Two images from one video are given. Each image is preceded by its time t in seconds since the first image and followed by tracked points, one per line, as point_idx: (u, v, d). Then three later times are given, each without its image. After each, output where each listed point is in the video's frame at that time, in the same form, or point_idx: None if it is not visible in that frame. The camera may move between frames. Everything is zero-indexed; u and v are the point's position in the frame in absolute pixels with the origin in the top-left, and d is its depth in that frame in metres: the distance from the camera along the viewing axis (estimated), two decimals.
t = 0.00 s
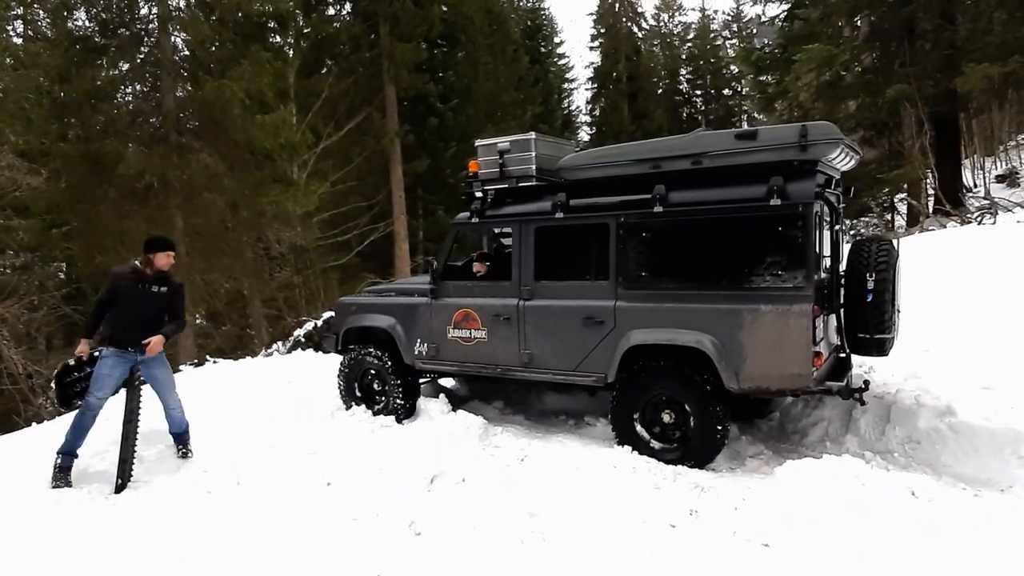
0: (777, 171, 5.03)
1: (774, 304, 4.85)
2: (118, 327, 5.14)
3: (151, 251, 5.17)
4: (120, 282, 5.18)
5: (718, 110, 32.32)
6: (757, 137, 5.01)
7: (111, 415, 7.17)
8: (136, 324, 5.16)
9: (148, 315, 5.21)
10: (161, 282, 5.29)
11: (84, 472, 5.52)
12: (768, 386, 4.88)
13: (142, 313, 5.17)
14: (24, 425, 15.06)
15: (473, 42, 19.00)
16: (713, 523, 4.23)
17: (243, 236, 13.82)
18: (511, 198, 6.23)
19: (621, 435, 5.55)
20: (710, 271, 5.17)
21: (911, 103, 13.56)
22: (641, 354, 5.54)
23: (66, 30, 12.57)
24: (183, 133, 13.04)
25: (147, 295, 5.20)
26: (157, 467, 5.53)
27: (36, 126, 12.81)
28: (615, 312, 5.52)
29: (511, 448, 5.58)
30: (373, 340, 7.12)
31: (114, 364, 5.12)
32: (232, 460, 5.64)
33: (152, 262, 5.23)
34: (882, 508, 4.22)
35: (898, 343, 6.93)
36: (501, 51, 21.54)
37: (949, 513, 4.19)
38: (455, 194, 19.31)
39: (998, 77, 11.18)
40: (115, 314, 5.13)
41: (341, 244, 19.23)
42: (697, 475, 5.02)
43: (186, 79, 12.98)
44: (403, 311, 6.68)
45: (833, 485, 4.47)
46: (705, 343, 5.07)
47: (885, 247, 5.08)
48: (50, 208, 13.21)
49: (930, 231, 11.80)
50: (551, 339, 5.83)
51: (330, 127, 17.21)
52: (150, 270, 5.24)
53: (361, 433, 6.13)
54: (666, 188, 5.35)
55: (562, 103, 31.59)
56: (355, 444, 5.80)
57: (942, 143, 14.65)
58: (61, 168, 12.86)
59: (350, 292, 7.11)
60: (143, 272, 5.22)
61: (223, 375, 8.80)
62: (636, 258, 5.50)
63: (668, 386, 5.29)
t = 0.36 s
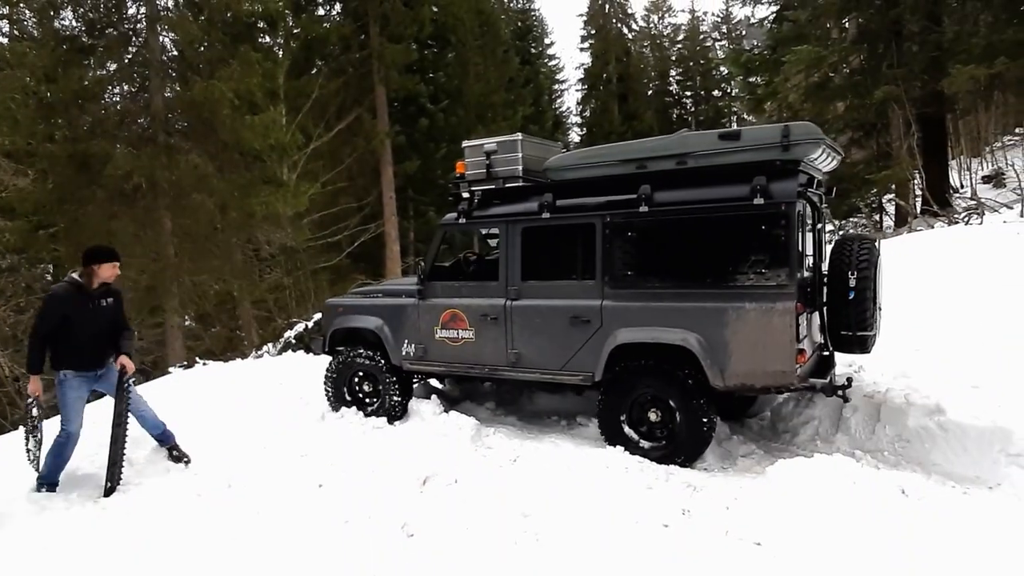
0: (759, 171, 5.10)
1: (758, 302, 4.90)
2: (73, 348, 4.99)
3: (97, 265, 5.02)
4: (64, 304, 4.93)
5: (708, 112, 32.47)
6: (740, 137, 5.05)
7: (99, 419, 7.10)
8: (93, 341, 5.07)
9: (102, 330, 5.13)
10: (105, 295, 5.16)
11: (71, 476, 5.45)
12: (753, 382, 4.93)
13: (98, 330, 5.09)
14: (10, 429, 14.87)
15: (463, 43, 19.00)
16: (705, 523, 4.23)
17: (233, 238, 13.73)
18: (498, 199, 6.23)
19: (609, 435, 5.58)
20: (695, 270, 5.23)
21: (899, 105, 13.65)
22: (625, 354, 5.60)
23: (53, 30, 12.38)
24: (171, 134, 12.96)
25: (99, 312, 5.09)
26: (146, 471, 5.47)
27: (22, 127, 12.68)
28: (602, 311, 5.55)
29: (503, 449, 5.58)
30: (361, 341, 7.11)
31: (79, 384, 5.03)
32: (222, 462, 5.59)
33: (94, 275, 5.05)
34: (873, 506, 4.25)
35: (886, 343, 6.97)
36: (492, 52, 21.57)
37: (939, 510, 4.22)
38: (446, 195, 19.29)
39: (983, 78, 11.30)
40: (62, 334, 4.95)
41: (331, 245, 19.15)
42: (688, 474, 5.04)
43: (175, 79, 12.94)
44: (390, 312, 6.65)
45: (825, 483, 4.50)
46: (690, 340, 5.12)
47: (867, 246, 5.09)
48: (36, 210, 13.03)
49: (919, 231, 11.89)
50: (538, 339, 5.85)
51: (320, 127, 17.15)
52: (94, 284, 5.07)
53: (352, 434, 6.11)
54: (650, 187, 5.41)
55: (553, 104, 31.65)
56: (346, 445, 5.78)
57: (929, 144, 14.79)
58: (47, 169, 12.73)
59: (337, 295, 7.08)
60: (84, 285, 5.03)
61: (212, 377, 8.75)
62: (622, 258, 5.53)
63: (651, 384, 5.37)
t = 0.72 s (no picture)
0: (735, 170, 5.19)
1: (734, 300, 4.97)
2: (25, 340, 4.81)
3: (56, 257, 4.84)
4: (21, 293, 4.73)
5: (691, 112, 32.68)
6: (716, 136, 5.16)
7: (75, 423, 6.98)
8: (48, 335, 4.90)
9: (57, 323, 4.95)
10: (64, 287, 4.98)
11: (46, 480, 5.36)
12: (730, 379, 5.00)
13: (54, 323, 4.91)
14: None
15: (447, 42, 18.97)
16: (687, 521, 4.26)
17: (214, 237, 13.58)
18: (477, 198, 6.23)
19: (590, 434, 5.63)
20: (672, 268, 5.29)
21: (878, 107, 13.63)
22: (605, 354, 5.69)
23: (30, 26, 12.12)
24: (151, 132, 12.78)
25: (57, 305, 4.91)
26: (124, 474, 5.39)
27: None
28: (580, 309, 5.58)
29: (488, 448, 5.58)
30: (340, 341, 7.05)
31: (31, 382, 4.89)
32: (202, 464, 5.53)
33: (53, 267, 4.86)
34: (851, 502, 4.30)
35: (866, 341, 7.04)
36: (475, 51, 21.53)
37: (916, 506, 4.28)
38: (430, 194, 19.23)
39: (960, 79, 11.47)
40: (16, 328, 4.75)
41: (314, 245, 19.02)
42: (670, 472, 5.07)
43: (154, 77, 12.76)
44: (369, 312, 6.60)
45: (805, 480, 4.54)
46: (668, 338, 5.18)
47: (840, 244, 5.15)
48: (12, 209, 12.83)
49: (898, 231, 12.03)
50: (517, 338, 5.86)
51: (303, 126, 17.02)
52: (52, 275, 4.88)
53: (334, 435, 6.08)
54: (628, 186, 5.47)
55: (537, 104, 31.68)
56: (328, 446, 5.75)
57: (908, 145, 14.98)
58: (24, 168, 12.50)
59: (315, 294, 6.97)
60: (43, 277, 4.84)
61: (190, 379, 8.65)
62: (600, 256, 5.57)
63: (628, 382, 5.45)
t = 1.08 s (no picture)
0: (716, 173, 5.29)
1: (715, 300, 5.07)
2: (3, 343, 4.77)
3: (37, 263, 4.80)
4: (1, 296, 4.70)
5: (682, 113, 32.85)
6: (698, 139, 5.27)
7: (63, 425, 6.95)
8: (24, 338, 4.87)
9: (37, 326, 4.94)
10: (42, 290, 4.96)
11: (34, 483, 5.32)
12: (710, 378, 5.09)
13: (33, 327, 4.90)
14: None
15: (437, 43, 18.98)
16: (675, 519, 4.30)
17: (204, 238, 13.51)
18: (461, 199, 6.27)
19: (574, 435, 5.70)
20: (655, 269, 5.38)
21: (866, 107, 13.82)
22: (595, 350, 5.72)
23: (16, 26, 12.18)
24: (140, 133, 12.71)
25: (37, 307, 4.89)
26: (114, 477, 5.36)
27: None
28: (564, 309, 5.65)
29: (478, 449, 5.61)
30: (323, 342, 7.01)
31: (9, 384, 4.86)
32: (192, 466, 5.53)
33: (32, 272, 4.83)
34: (836, 501, 4.35)
35: (853, 341, 7.10)
36: (466, 52, 21.55)
37: (901, 504, 4.33)
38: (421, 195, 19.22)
39: (946, 82, 11.58)
40: None
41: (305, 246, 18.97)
42: (658, 471, 5.13)
43: (144, 78, 12.69)
44: (353, 313, 6.60)
45: (792, 479, 4.60)
46: (650, 337, 5.28)
47: (818, 246, 5.28)
48: None
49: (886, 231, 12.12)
50: (501, 338, 5.91)
51: (293, 127, 16.99)
52: (31, 279, 4.85)
53: (324, 436, 6.09)
54: (612, 188, 5.55)
55: (529, 105, 31.74)
56: (319, 447, 5.76)
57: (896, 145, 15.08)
58: (11, 169, 12.36)
59: (299, 294, 6.92)
60: (22, 281, 4.81)
61: (180, 380, 8.63)
62: (584, 257, 5.64)
63: (606, 382, 5.55)
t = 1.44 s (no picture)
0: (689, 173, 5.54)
1: (688, 293, 5.32)
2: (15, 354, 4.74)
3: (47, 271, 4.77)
4: (13, 305, 4.68)
5: (682, 115, 32.87)
6: (671, 139, 5.58)
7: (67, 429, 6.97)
8: (33, 346, 4.80)
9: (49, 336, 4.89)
10: (54, 298, 4.92)
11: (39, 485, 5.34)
12: (687, 370, 5.32)
13: (46, 336, 4.86)
14: None
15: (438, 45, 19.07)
16: (675, 520, 4.33)
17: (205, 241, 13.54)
18: (441, 202, 6.43)
19: (568, 444, 5.80)
20: (630, 265, 5.60)
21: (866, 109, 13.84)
22: (578, 344, 5.86)
23: (18, 29, 12.27)
24: (143, 136, 12.74)
25: (48, 316, 4.85)
26: (117, 479, 5.39)
27: None
28: (544, 307, 5.83)
29: (479, 451, 5.65)
30: (306, 345, 7.10)
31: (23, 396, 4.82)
32: (195, 469, 5.57)
33: (43, 280, 4.80)
34: (835, 501, 4.38)
35: (853, 344, 7.17)
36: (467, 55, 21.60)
37: (900, 504, 4.36)
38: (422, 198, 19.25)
39: (947, 83, 11.60)
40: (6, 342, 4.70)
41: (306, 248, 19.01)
42: (659, 473, 5.15)
43: (147, 81, 12.73)
44: (336, 316, 6.71)
45: (790, 479, 4.63)
46: (628, 332, 5.47)
47: (787, 242, 5.57)
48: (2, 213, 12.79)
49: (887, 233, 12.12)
50: (483, 337, 6.06)
51: (294, 129, 17.08)
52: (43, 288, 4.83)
53: (326, 438, 6.12)
54: (589, 189, 5.78)
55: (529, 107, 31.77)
56: (321, 449, 5.80)
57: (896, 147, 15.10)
58: (15, 172, 12.39)
59: (282, 300, 7.04)
60: (34, 289, 4.79)
61: (182, 383, 8.67)
62: (563, 255, 5.84)
63: (575, 378, 5.80)
